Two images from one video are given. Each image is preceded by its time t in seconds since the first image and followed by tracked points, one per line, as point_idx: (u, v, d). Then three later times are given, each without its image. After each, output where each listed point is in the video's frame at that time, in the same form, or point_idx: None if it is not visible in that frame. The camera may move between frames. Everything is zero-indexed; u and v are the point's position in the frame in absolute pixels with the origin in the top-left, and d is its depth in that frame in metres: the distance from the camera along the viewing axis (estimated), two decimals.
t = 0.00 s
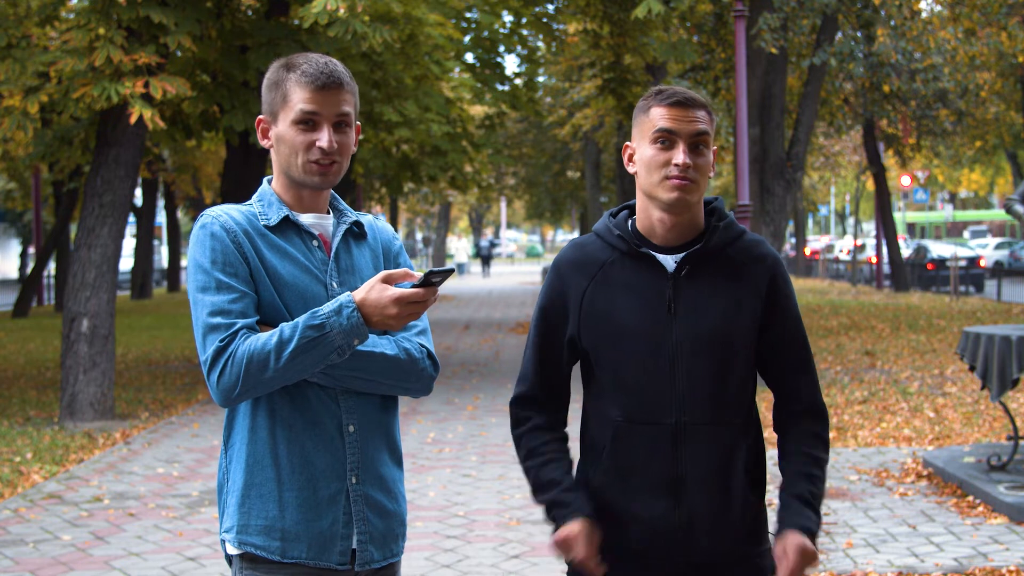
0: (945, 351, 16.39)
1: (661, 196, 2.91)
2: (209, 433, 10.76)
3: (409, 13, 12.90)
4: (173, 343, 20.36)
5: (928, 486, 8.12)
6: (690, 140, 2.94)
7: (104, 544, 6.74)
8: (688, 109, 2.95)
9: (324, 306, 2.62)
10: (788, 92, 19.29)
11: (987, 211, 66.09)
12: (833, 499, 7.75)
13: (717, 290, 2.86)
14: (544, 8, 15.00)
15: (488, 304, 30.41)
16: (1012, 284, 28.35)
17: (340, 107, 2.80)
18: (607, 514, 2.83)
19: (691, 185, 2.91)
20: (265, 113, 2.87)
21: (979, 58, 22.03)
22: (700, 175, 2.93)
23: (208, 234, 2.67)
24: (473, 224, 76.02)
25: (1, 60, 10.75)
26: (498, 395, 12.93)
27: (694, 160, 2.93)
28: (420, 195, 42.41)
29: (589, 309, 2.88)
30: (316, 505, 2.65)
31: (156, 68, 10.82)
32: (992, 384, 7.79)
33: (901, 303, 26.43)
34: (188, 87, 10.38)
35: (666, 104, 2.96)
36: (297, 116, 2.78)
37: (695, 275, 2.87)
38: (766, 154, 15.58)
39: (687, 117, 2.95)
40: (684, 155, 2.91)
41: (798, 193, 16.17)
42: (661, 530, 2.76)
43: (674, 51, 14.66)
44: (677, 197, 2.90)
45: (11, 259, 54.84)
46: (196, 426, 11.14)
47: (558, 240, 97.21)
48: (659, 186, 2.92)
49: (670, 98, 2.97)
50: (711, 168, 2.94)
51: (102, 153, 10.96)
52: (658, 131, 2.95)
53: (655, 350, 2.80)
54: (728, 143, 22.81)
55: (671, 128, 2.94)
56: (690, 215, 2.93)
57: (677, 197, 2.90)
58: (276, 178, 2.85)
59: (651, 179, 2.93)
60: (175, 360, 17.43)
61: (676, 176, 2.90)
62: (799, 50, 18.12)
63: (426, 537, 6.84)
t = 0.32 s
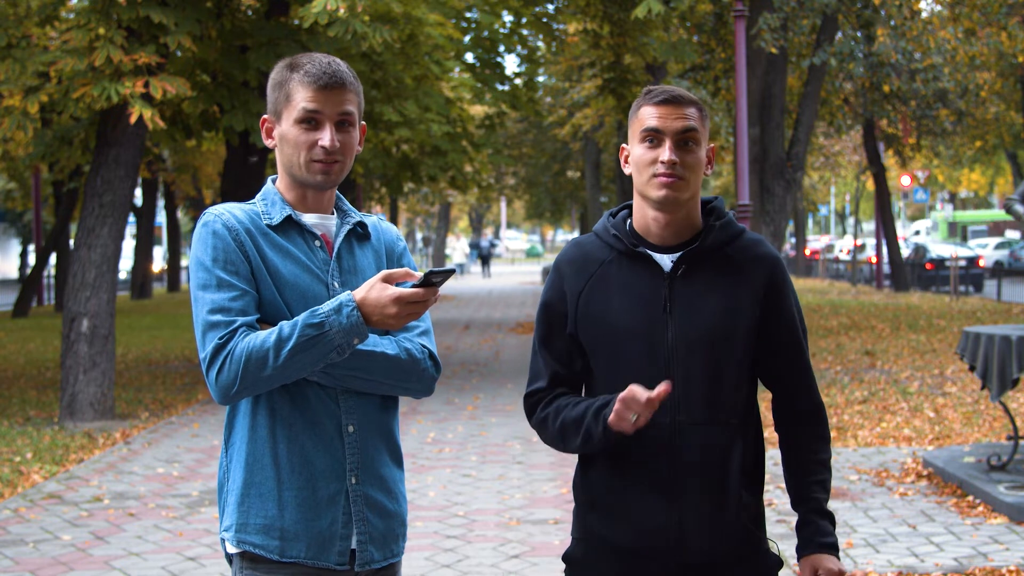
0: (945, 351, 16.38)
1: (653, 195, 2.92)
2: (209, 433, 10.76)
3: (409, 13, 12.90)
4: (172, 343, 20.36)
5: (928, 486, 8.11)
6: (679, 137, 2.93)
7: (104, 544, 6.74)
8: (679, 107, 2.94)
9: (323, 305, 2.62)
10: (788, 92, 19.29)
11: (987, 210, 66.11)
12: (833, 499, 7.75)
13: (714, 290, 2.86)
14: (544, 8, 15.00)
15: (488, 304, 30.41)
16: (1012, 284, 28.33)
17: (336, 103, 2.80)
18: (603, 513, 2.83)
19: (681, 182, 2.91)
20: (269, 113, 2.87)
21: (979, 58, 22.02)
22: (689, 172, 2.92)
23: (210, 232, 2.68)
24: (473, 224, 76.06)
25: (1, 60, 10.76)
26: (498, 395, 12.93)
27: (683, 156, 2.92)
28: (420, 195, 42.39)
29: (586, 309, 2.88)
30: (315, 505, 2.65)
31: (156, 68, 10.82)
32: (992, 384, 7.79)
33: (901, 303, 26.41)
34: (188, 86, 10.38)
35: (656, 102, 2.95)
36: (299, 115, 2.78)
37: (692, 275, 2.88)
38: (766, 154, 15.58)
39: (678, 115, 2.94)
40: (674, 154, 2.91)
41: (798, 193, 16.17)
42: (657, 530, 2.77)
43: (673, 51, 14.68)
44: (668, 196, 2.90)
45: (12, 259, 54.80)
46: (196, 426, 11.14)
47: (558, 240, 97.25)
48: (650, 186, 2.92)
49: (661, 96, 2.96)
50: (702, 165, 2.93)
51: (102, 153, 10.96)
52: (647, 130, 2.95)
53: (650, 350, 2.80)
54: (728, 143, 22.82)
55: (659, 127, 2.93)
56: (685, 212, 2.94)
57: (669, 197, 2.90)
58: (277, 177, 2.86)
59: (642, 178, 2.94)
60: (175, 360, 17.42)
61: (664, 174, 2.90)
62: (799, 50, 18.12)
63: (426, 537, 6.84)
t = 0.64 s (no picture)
0: (945, 351, 16.38)
1: (660, 195, 2.92)
2: (209, 433, 10.75)
3: (409, 13, 12.90)
4: (172, 343, 20.35)
5: (928, 486, 8.11)
6: (685, 136, 2.93)
7: (104, 544, 6.74)
8: (685, 107, 2.95)
9: (323, 304, 2.62)
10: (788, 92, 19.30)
11: (988, 210, 66.11)
12: (833, 499, 7.75)
13: (720, 292, 2.86)
14: (543, 8, 15.01)
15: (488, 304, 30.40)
16: (1012, 284, 28.31)
17: (340, 104, 2.80)
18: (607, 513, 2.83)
19: (687, 182, 2.91)
20: (270, 112, 2.87)
21: (979, 58, 22.01)
22: (696, 172, 2.92)
23: (211, 231, 2.68)
24: (473, 224, 76.11)
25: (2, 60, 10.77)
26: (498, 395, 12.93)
27: (689, 156, 2.92)
28: (419, 195, 42.35)
29: (592, 311, 2.88)
30: (314, 504, 2.65)
31: (156, 68, 10.82)
32: (992, 384, 7.79)
33: (901, 303, 26.40)
34: (188, 87, 10.38)
35: (662, 102, 2.95)
36: (302, 115, 2.78)
37: (699, 274, 2.87)
38: (766, 154, 15.58)
39: (683, 114, 2.94)
40: (680, 153, 2.91)
41: (798, 193, 16.16)
42: (663, 531, 2.77)
43: (673, 51, 14.72)
44: (675, 196, 2.91)
45: (12, 259, 54.78)
46: (196, 426, 11.13)
47: (558, 240, 97.24)
48: (656, 186, 2.92)
49: (666, 96, 2.96)
50: (709, 165, 2.93)
51: (102, 153, 10.96)
52: (653, 130, 2.95)
53: (658, 352, 2.80)
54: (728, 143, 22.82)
55: (665, 127, 2.94)
56: (691, 212, 2.94)
57: (675, 197, 2.91)
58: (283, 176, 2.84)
59: (649, 179, 2.93)
60: (175, 360, 17.42)
61: (671, 174, 2.90)
62: (799, 50, 18.12)
63: (426, 537, 6.84)
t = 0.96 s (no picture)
0: (945, 351, 16.37)
1: (659, 196, 2.92)
2: (209, 433, 10.75)
3: (409, 13, 12.89)
4: (172, 343, 20.35)
5: (928, 486, 8.11)
6: (684, 137, 2.93)
7: (104, 544, 6.73)
8: (685, 107, 2.94)
9: (323, 305, 2.62)
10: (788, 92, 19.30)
11: (987, 210, 66.19)
12: (833, 499, 7.75)
13: (721, 290, 2.86)
14: (543, 8, 15.01)
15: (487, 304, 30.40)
16: (1012, 284, 28.30)
17: (340, 105, 2.80)
18: (608, 513, 2.83)
19: (687, 183, 2.91)
20: (269, 112, 2.86)
21: (979, 58, 21.98)
22: (695, 173, 2.92)
23: (210, 230, 2.68)
24: (473, 224, 76.19)
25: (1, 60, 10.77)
26: (498, 395, 12.92)
27: (688, 156, 2.92)
28: (419, 195, 42.30)
29: (593, 311, 2.88)
30: (313, 504, 2.65)
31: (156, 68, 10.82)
32: (992, 384, 7.79)
33: (901, 303, 26.38)
34: (188, 86, 10.37)
35: (662, 102, 2.95)
36: (301, 115, 2.78)
37: (700, 275, 2.87)
38: (766, 154, 15.55)
39: (682, 115, 2.94)
40: (680, 154, 2.90)
41: (798, 193, 16.15)
42: (663, 530, 2.77)
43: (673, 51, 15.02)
44: (674, 197, 2.90)
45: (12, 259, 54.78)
46: (196, 426, 11.13)
47: (558, 241, 97.22)
48: (656, 186, 2.92)
49: (666, 96, 2.96)
50: (708, 165, 2.93)
51: (102, 154, 10.96)
52: (653, 131, 2.95)
53: (658, 351, 2.80)
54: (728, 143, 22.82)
55: (665, 127, 2.94)
56: (691, 213, 2.93)
57: (675, 198, 2.90)
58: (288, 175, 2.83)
59: (648, 180, 2.93)
60: (175, 360, 17.43)
61: (671, 175, 2.90)
62: (799, 50, 18.11)
63: (426, 537, 6.84)
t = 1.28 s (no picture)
0: (945, 351, 16.37)
1: (656, 196, 2.92)
2: (209, 433, 10.75)
3: (409, 13, 12.89)
4: (173, 343, 20.34)
5: (928, 486, 8.11)
6: (682, 137, 2.93)
7: (104, 544, 6.74)
8: (682, 108, 2.94)
9: (328, 311, 2.61)
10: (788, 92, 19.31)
11: (988, 210, 66.22)
12: (833, 499, 7.75)
13: (722, 290, 2.86)
14: (543, 7, 15.00)
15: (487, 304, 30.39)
16: (1011, 284, 28.29)
17: (356, 105, 2.82)
18: (608, 512, 2.83)
19: (684, 183, 2.91)
20: (272, 110, 2.76)
21: (979, 58, 21.96)
22: (692, 173, 2.92)
23: (207, 238, 2.67)
24: (473, 224, 76.20)
25: (1, 60, 10.77)
26: (497, 395, 12.93)
27: (687, 157, 2.92)
28: (419, 195, 42.26)
29: (592, 311, 2.88)
30: (323, 506, 2.65)
31: (156, 68, 10.82)
32: (992, 384, 7.78)
33: (901, 303, 26.38)
34: (188, 86, 10.38)
35: (659, 104, 2.95)
36: (331, 119, 2.75)
37: (699, 274, 2.87)
38: (766, 154, 15.54)
39: (682, 116, 2.93)
40: (677, 154, 2.91)
41: (798, 192, 16.14)
42: (662, 528, 2.77)
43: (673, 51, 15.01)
44: (677, 199, 2.91)
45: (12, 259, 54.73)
46: (196, 426, 11.13)
47: (558, 241, 97.15)
48: (653, 187, 2.92)
49: (664, 97, 2.95)
50: (707, 165, 2.94)
51: (102, 154, 10.96)
52: (650, 131, 2.95)
53: (657, 350, 2.80)
54: (728, 143, 22.83)
55: (662, 128, 2.93)
56: (690, 214, 2.94)
57: (677, 199, 2.90)
58: (290, 176, 2.80)
59: (645, 180, 2.93)
60: (175, 360, 17.43)
61: (667, 175, 2.90)
62: (799, 50, 18.13)
63: (426, 537, 6.84)
